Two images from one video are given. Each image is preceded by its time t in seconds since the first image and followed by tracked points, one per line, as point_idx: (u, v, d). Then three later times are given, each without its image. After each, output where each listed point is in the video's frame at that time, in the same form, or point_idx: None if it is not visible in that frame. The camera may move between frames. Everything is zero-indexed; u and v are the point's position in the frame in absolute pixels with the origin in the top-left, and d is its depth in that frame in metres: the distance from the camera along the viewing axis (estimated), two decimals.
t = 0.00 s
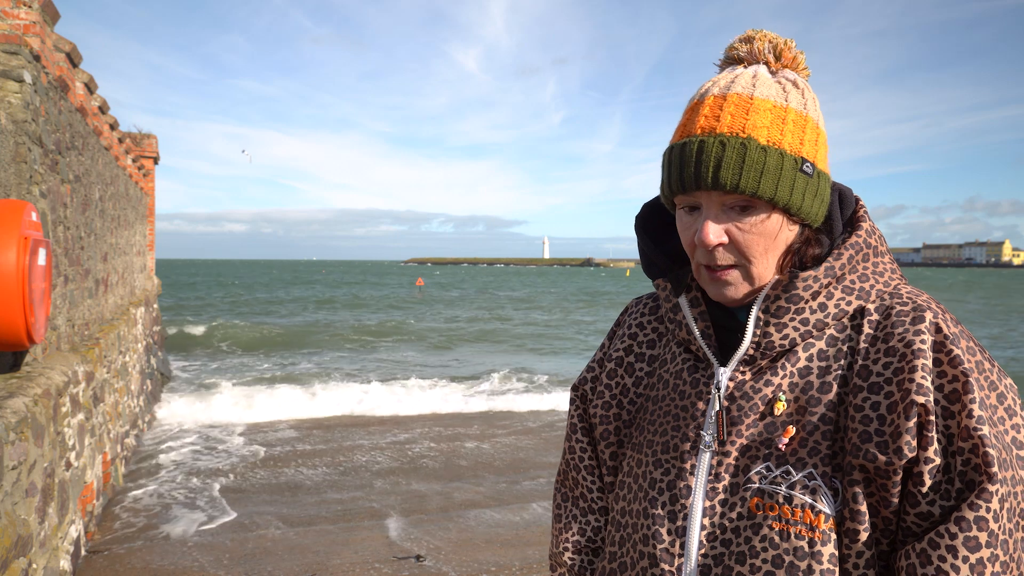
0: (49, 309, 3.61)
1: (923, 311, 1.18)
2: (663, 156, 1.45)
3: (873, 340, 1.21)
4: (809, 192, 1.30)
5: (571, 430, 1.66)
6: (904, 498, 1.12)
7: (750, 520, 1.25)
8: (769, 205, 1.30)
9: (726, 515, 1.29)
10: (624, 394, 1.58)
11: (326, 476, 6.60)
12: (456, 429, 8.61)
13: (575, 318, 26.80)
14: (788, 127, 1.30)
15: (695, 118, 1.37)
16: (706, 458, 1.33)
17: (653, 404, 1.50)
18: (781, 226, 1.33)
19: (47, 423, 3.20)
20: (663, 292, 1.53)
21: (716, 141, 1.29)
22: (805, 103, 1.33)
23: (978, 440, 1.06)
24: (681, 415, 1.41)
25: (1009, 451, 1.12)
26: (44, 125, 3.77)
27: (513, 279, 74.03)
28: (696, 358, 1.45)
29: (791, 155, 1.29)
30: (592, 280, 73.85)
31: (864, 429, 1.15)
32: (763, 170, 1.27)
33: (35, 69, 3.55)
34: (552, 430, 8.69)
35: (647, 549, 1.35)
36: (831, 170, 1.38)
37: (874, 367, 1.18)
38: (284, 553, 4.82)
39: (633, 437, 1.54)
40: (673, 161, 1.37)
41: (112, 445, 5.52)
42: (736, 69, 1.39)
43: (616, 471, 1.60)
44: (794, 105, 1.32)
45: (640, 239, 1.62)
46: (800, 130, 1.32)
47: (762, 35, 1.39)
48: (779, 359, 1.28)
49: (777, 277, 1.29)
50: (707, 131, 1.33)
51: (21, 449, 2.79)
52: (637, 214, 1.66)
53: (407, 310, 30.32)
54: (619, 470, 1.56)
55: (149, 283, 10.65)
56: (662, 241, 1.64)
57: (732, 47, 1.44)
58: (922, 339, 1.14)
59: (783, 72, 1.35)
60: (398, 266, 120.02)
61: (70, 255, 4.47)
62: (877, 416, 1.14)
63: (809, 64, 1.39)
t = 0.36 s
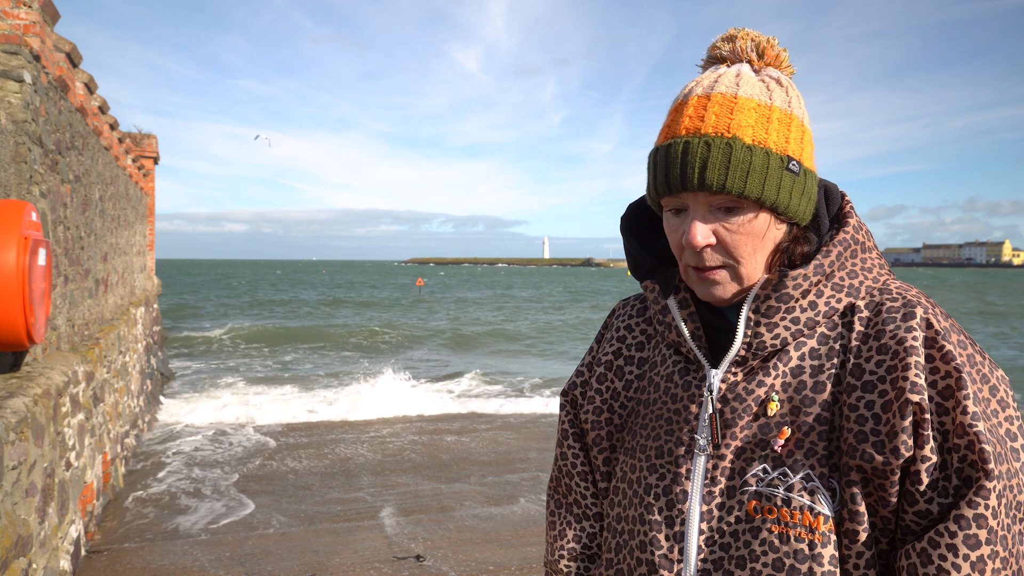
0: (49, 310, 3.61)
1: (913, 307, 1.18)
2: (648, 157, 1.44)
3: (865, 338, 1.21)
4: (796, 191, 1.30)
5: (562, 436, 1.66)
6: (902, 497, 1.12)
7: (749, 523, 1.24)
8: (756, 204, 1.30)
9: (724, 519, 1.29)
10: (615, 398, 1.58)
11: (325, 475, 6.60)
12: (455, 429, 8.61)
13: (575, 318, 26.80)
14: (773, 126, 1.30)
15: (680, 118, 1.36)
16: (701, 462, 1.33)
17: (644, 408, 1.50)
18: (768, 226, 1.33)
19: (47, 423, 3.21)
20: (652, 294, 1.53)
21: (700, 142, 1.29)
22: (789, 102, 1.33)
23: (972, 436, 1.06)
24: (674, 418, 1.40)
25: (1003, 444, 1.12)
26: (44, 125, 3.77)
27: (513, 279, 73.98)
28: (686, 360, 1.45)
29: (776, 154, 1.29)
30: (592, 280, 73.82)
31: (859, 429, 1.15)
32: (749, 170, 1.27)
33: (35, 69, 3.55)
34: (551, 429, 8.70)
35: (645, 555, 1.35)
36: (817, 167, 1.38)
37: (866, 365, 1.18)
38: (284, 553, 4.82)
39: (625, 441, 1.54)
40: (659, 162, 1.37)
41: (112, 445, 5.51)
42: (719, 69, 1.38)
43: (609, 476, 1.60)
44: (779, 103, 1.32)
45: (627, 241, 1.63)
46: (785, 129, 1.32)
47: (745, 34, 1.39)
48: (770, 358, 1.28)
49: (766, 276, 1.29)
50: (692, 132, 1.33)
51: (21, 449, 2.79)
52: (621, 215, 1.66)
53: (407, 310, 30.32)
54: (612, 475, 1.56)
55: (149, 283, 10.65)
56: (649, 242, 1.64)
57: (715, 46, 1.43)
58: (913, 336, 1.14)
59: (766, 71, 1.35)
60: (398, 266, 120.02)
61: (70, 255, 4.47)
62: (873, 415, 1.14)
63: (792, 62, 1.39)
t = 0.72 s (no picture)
0: (49, 310, 3.60)
1: (912, 307, 1.18)
2: (643, 154, 1.44)
3: (863, 339, 1.21)
4: (792, 188, 1.30)
5: (559, 439, 1.66)
6: (902, 499, 1.12)
7: (748, 527, 1.24)
8: (752, 202, 1.30)
9: (722, 522, 1.29)
10: (611, 400, 1.59)
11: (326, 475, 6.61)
12: (455, 429, 8.62)
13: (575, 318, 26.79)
14: (768, 124, 1.30)
15: (675, 116, 1.36)
16: (699, 464, 1.33)
17: (640, 410, 1.50)
18: (765, 223, 1.32)
19: (47, 423, 3.20)
20: (648, 294, 1.53)
21: (695, 139, 1.29)
22: (785, 99, 1.33)
23: (973, 438, 1.06)
24: (670, 420, 1.40)
25: (1003, 445, 1.11)
26: (44, 125, 3.77)
27: (514, 279, 73.99)
28: (683, 361, 1.45)
29: (771, 152, 1.29)
30: (592, 280, 73.84)
31: (858, 431, 1.15)
32: (745, 168, 1.26)
33: (34, 69, 3.55)
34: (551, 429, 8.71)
35: (642, 560, 1.35)
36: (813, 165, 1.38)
37: (865, 366, 1.18)
38: (285, 553, 4.81)
39: (621, 444, 1.54)
40: (654, 160, 1.37)
41: (112, 445, 5.51)
42: (714, 66, 1.38)
43: (606, 479, 1.60)
44: (774, 100, 1.31)
45: (623, 242, 1.63)
46: (781, 126, 1.31)
47: (740, 30, 1.39)
48: (768, 359, 1.28)
49: (763, 276, 1.29)
50: (686, 129, 1.33)
51: (21, 449, 2.79)
52: (616, 216, 1.66)
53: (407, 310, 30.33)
54: (609, 478, 1.56)
55: (149, 283, 10.65)
56: (644, 242, 1.64)
57: (710, 42, 1.43)
58: (913, 337, 1.14)
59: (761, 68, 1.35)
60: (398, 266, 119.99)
61: (70, 255, 4.47)
62: (872, 417, 1.14)
63: (788, 59, 1.39)
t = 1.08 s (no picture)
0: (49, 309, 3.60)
1: (918, 309, 1.18)
2: (645, 153, 1.44)
3: (868, 341, 1.21)
4: (796, 189, 1.30)
5: (559, 440, 1.66)
6: (906, 503, 1.12)
7: (750, 530, 1.24)
8: (756, 203, 1.30)
9: (724, 526, 1.28)
10: (612, 401, 1.58)
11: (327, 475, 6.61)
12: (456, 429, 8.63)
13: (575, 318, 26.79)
14: (773, 122, 1.30)
15: (678, 114, 1.36)
16: (701, 467, 1.32)
17: (641, 411, 1.50)
18: (768, 225, 1.32)
19: (47, 423, 3.21)
20: (650, 295, 1.52)
21: (699, 139, 1.29)
22: (789, 98, 1.33)
23: (979, 442, 1.06)
24: (672, 422, 1.40)
25: (1009, 448, 1.12)
26: (44, 125, 3.77)
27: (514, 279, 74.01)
28: (684, 362, 1.45)
29: (776, 151, 1.28)
30: (592, 280, 73.83)
31: (863, 434, 1.15)
32: (749, 168, 1.26)
33: (34, 69, 3.55)
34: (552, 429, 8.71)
35: (643, 563, 1.35)
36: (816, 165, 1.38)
37: (870, 368, 1.18)
38: (285, 553, 4.81)
39: (622, 445, 1.54)
40: (657, 159, 1.36)
41: (112, 445, 5.51)
42: (717, 63, 1.38)
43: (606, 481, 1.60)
44: (779, 98, 1.31)
45: (624, 241, 1.63)
46: (785, 125, 1.31)
47: (743, 27, 1.39)
48: (771, 361, 1.28)
49: (767, 277, 1.29)
50: (689, 128, 1.32)
51: (21, 449, 2.79)
52: (615, 215, 1.66)
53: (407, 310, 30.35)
54: (609, 480, 1.56)
55: (149, 283, 10.65)
56: (645, 242, 1.64)
57: (712, 39, 1.43)
58: (918, 339, 1.14)
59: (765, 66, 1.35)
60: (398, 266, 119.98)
61: (70, 255, 4.46)
62: (877, 420, 1.14)
63: (791, 57, 1.39)
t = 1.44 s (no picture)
0: (49, 309, 3.60)
1: (921, 310, 1.18)
2: (647, 151, 1.45)
3: (872, 342, 1.21)
4: (796, 189, 1.30)
5: (562, 438, 1.66)
6: (909, 504, 1.12)
7: (752, 529, 1.24)
8: (754, 204, 1.29)
9: (725, 525, 1.29)
10: (615, 400, 1.58)
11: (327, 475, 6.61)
12: (456, 429, 8.64)
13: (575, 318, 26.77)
14: (774, 123, 1.30)
15: (679, 114, 1.37)
16: (703, 466, 1.32)
17: (644, 410, 1.50)
18: (769, 225, 1.32)
19: (47, 423, 3.20)
20: (653, 294, 1.53)
21: (698, 139, 1.30)
22: (793, 98, 1.32)
23: (982, 443, 1.06)
24: (675, 421, 1.40)
25: (1012, 450, 1.12)
26: (43, 125, 3.77)
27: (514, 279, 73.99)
28: (687, 361, 1.45)
29: (777, 152, 1.28)
30: (592, 280, 73.82)
31: (867, 434, 1.15)
32: (746, 168, 1.26)
33: (34, 69, 3.55)
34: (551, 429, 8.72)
35: (645, 561, 1.35)
36: (820, 166, 1.37)
37: (873, 369, 1.18)
38: (285, 553, 4.81)
39: (625, 444, 1.54)
40: (657, 157, 1.37)
41: (112, 445, 5.51)
42: (722, 62, 1.38)
43: (609, 479, 1.60)
44: (781, 99, 1.31)
45: (627, 239, 1.63)
46: (787, 126, 1.31)
47: (751, 27, 1.39)
48: (774, 361, 1.28)
49: (771, 277, 1.29)
50: (690, 128, 1.33)
51: (21, 449, 2.79)
52: (621, 215, 1.66)
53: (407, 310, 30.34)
54: (612, 478, 1.56)
55: (149, 283, 10.65)
56: (649, 242, 1.64)
57: (720, 38, 1.43)
58: (921, 341, 1.14)
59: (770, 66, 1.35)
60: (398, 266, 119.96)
61: (70, 255, 4.46)
62: (879, 420, 1.14)
63: (799, 57, 1.38)
